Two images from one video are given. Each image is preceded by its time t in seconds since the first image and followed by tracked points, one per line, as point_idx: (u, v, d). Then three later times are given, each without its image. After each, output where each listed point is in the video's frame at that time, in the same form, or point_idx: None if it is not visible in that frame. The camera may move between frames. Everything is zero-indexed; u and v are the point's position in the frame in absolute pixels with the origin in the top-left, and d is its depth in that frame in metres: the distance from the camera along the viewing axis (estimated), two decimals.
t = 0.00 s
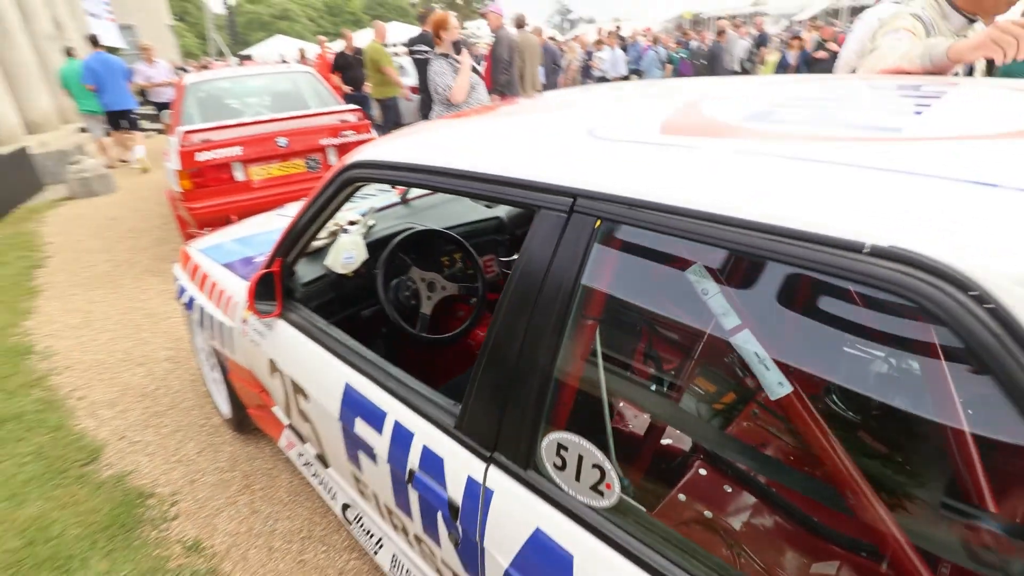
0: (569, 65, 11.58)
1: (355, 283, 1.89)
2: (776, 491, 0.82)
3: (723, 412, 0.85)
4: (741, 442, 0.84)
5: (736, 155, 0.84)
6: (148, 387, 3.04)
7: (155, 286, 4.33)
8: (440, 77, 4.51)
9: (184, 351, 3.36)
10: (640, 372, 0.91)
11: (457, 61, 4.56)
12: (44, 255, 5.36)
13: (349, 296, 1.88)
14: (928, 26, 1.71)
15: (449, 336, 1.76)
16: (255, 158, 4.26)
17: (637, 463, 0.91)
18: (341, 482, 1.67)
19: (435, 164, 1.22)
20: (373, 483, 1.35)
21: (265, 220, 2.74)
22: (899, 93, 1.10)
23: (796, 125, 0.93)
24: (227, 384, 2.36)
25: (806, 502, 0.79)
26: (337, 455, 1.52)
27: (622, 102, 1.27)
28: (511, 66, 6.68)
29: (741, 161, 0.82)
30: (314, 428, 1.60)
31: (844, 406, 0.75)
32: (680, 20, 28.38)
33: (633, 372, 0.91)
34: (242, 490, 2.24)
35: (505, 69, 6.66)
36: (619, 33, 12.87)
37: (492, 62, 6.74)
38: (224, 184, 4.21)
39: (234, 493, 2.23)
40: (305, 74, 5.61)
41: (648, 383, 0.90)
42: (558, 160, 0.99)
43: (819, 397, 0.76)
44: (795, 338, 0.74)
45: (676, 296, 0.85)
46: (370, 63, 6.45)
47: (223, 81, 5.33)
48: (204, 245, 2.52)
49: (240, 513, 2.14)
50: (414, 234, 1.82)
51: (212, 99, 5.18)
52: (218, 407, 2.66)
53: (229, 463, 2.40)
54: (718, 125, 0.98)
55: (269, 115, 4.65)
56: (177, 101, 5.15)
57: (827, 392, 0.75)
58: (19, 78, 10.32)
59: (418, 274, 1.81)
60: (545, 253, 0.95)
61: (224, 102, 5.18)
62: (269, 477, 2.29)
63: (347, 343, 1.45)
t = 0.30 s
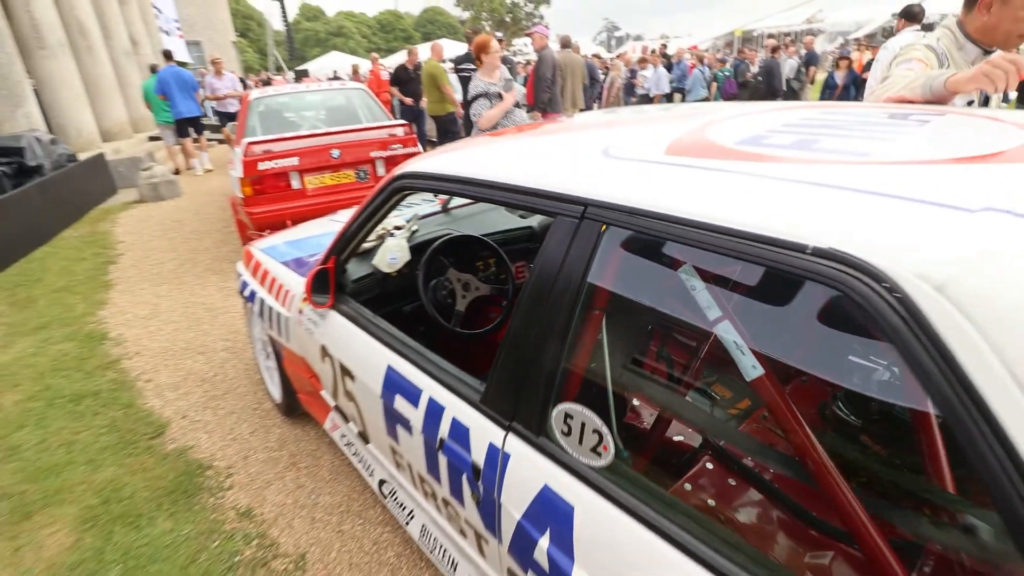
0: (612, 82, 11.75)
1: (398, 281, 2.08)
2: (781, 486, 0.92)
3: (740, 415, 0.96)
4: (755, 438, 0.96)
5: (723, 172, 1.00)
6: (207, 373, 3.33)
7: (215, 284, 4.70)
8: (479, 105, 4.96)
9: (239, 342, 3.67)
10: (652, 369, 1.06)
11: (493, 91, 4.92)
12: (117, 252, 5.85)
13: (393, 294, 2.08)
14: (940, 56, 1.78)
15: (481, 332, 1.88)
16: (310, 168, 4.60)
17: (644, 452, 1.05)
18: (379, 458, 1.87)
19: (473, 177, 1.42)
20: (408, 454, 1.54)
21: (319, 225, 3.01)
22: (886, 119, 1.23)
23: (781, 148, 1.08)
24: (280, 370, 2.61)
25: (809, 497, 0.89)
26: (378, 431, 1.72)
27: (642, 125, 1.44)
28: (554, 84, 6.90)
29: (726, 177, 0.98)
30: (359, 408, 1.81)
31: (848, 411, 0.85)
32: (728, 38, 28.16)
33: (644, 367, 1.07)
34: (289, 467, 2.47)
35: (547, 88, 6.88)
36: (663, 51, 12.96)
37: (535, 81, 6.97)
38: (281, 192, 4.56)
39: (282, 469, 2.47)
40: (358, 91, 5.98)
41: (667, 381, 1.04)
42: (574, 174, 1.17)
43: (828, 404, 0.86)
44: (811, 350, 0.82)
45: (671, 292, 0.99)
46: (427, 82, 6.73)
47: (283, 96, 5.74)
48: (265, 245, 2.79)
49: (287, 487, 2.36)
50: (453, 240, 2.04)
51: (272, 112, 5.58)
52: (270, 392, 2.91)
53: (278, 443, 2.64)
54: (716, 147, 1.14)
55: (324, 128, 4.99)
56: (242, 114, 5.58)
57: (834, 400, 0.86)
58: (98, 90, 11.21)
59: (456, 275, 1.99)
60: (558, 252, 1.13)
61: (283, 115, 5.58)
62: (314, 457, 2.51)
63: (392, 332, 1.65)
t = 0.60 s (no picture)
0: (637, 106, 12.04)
1: (428, 279, 2.32)
2: (764, 477, 1.06)
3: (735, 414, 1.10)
4: (747, 433, 1.09)
5: (708, 191, 1.22)
6: (243, 360, 3.60)
7: (250, 280, 5.00)
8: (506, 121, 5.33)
9: (273, 334, 3.94)
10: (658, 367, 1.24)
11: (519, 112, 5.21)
12: (159, 246, 6.21)
13: (422, 289, 2.31)
14: (924, 98, 1.97)
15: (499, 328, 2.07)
16: (345, 176, 4.89)
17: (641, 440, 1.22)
18: (402, 436, 2.11)
19: (501, 188, 1.66)
20: (431, 426, 1.76)
21: (354, 228, 3.28)
22: (858, 154, 1.44)
23: (761, 174, 1.30)
24: (313, 357, 2.85)
25: (787, 488, 1.02)
26: (404, 408, 1.96)
27: (649, 150, 1.67)
28: (578, 107, 7.19)
29: (711, 195, 1.20)
30: (388, 388, 2.04)
31: (828, 416, 0.96)
32: (756, 67, 28.40)
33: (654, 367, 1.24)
34: (316, 446, 2.71)
35: (572, 110, 7.17)
36: (689, 78, 13.25)
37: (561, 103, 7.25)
38: (316, 197, 4.86)
39: (311, 447, 2.70)
40: (393, 106, 6.31)
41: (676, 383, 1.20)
42: (587, 188, 1.40)
43: (810, 410, 0.99)
44: (794, 353, 0.98)
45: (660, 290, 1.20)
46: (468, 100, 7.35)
47: (322, 108, 6.10)
48: (306, 243, 3.07)
49: (315, 462, 2.59)
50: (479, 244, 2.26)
51: (311, 123, 5.93)
52: (300, 379, 3.16)
53: (307, 425, 2.88)
54: (707, 171, 1.36)
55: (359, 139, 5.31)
56: (283, 123, 5.94)
57: (816, 406, 0.98)
58: (145, 94, 11.79)
59: (480, 276, 2.22)
60: (569, 252, 1.36)
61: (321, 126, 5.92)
62: (339, 438, 2.74)
63: (423, 321, 1.89)
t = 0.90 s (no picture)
0: (643, 125, 12.35)
1: (438, 278, 2.54)
2: (738, 467, 1.19)
3: (726, 411, 1.25)
4: (727, 427, 1.24)
5: (683, 204, 1.44)
6: (258, 351, 3.82)
7: (264, 278, 5.23)
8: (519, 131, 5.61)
9: (286, 329, 4.15)
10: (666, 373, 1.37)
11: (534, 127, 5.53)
12: (177, 243, 6.45)
13: (432, 286, 2.53)
14: (892, 130, 2.18)
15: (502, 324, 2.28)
16: (361, 182, 5.14)
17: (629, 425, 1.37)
18: (409, 419, 2.31)
19: (508, 194, 1.89)
20: (437, 405, 1.97)
21: (369, 231, 3.50)
22: (819, 177, 1.66)
23: (731, 191, 1.51)
24: (327, 347, 3.06)
25: (758, 476, 1.16)
26: (412, 390, 2.16)
27: (641, 167, 1.89)
28: (585, 125, 7.47)
29: (686, 206, 1.42)
30: (399, 374, 2.24)
31: (797, 414, 1.09)
32: (764, 93, 28.83)
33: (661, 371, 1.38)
34: (326, 431, 2.91)
35: (580, 128, 7.44)
36: (695, 99, 13.56)
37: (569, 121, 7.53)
38: (332, 202, 5.09)
39: (322, 431, 2.90)
40: (408, 118, 6.59)
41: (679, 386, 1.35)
42: (583, 197, 1.62)
43: (781, 407, 1.13)
44: (756, 350, 1.16)
45: (641, 287, 1.41)
46: (486, 115, 8.22)
47: (340, 117, 6.37)
48: (324, 243, 3.29)
49: (326, 444, 2.79)
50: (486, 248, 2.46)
51: (329, 131, 6.20)
52: (313, 369, 3.37)
53: (319, 412, 3.08)
54: (686, 187, 1.58)
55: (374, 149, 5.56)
56: (303, 131, 6.21)
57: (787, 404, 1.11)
58: (166, 97, 12.15)
59: (486, 278, 2.43)
60: (564, 250, 1.58)
61: (338, 135, 6.19)
62: (348, 424, 2.94)
63: (433, 313, 2.10)
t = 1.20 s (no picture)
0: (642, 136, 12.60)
1: (435, 273, 2.72)
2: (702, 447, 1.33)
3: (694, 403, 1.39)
4: (691, 410, 1.39)
5: (651, 206, 1.65)
6: (262, 342, 4.00)
7: (267, 274, 5.42)
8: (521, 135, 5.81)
9: (289, 322, 4.34)
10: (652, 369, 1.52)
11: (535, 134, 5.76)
12: (182, 239, 6.63)
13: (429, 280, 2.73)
14: (851, 148, 2.42)
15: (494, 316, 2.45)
16: (363, 185, 5.35)
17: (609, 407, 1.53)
18: (406, 403, 2.50)
19: (500, 195, 2.10)
20: (431, 386, 2.16)
21: (371, 230, 3.70)
22: (775, 187, 1.87)
23: (695, 197, 1.73)
24: (329, 338, 3.25)
25: (719, 454, 1.29)
26: (409, 373, 2.36)
27: (621, 175, 2.11)
28: (582, 136, 7.72)
29: (653, 208, 1.64)
30: (397, 359, 2.44)
31: (739, 387, 1.25)
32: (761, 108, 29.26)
33: (646, 368, 1.53)
34: (326, 415, 3.09)
35: (576, 139, 7.69)
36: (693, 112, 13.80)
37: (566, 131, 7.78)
38: (335, 203, 5.29)
39: (323, 415, 3.09)
40: (411, 124, 6.80)
41: (662, 379, 1.49)
42: (566, 199, 1.84)
43: (727, 385, 1.29)
44: (703, 331, 1.36)
45: (612, 277, 1.62)
46: (489, 124, 8.55)
47: (344, 122, 6.59)
48: (329, 240, 3.48)
49: (326, 428, 2.98)
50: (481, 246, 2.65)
51: (334, 134, 6.41)
52: (314, 359, 3.56)
53: (319, 398, 3.27)
54: (657, 192, 1.80)
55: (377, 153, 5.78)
56: (308, 134, 6.42)
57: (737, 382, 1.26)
58: (172, 96, 12.33)
59: (480, 273, 2.61)
60: (546, 245, 1.80)
61: (343, 138, 6.40)
62: (347, 410, 3.13)
63: (430, 303, 2.31)
